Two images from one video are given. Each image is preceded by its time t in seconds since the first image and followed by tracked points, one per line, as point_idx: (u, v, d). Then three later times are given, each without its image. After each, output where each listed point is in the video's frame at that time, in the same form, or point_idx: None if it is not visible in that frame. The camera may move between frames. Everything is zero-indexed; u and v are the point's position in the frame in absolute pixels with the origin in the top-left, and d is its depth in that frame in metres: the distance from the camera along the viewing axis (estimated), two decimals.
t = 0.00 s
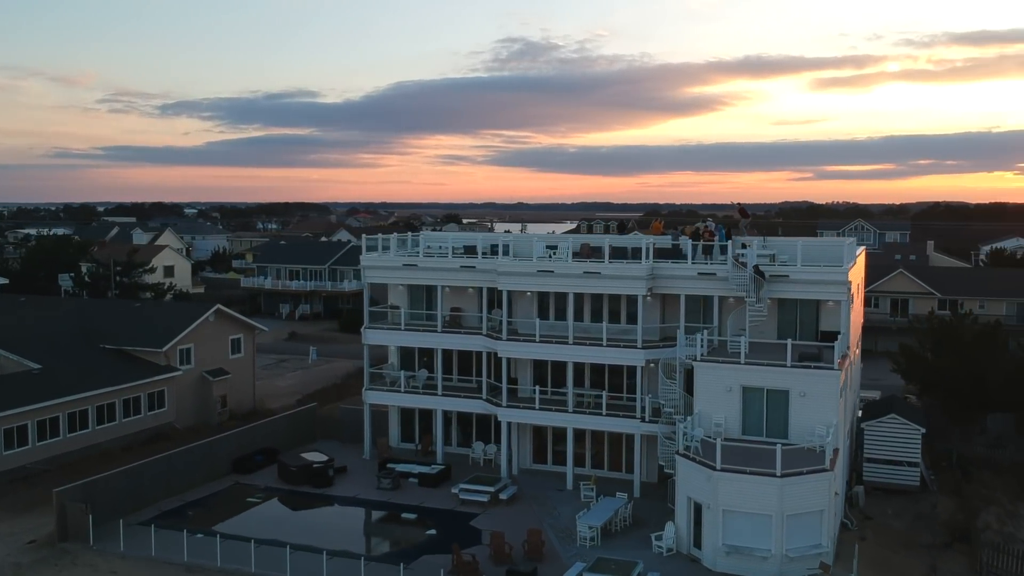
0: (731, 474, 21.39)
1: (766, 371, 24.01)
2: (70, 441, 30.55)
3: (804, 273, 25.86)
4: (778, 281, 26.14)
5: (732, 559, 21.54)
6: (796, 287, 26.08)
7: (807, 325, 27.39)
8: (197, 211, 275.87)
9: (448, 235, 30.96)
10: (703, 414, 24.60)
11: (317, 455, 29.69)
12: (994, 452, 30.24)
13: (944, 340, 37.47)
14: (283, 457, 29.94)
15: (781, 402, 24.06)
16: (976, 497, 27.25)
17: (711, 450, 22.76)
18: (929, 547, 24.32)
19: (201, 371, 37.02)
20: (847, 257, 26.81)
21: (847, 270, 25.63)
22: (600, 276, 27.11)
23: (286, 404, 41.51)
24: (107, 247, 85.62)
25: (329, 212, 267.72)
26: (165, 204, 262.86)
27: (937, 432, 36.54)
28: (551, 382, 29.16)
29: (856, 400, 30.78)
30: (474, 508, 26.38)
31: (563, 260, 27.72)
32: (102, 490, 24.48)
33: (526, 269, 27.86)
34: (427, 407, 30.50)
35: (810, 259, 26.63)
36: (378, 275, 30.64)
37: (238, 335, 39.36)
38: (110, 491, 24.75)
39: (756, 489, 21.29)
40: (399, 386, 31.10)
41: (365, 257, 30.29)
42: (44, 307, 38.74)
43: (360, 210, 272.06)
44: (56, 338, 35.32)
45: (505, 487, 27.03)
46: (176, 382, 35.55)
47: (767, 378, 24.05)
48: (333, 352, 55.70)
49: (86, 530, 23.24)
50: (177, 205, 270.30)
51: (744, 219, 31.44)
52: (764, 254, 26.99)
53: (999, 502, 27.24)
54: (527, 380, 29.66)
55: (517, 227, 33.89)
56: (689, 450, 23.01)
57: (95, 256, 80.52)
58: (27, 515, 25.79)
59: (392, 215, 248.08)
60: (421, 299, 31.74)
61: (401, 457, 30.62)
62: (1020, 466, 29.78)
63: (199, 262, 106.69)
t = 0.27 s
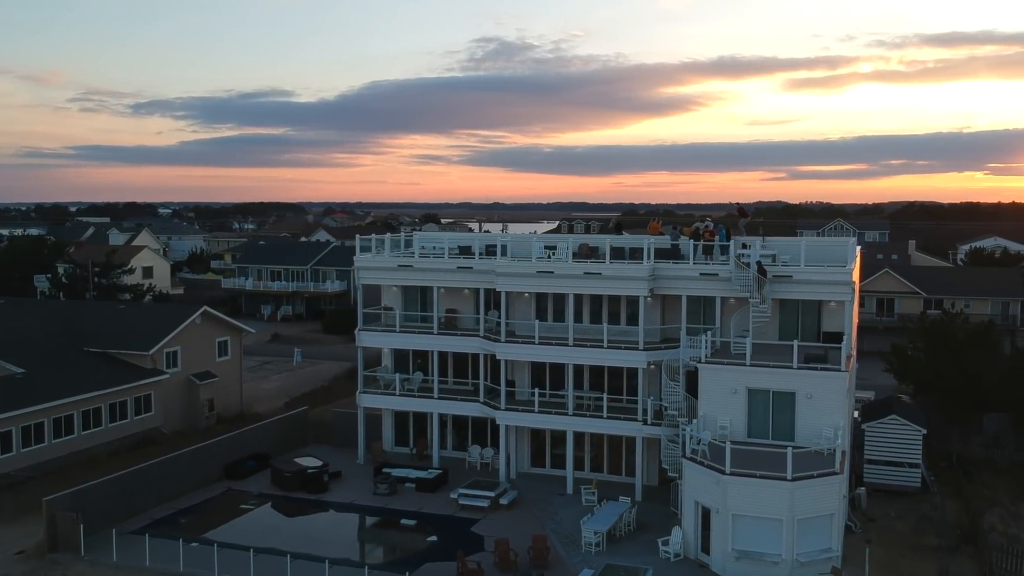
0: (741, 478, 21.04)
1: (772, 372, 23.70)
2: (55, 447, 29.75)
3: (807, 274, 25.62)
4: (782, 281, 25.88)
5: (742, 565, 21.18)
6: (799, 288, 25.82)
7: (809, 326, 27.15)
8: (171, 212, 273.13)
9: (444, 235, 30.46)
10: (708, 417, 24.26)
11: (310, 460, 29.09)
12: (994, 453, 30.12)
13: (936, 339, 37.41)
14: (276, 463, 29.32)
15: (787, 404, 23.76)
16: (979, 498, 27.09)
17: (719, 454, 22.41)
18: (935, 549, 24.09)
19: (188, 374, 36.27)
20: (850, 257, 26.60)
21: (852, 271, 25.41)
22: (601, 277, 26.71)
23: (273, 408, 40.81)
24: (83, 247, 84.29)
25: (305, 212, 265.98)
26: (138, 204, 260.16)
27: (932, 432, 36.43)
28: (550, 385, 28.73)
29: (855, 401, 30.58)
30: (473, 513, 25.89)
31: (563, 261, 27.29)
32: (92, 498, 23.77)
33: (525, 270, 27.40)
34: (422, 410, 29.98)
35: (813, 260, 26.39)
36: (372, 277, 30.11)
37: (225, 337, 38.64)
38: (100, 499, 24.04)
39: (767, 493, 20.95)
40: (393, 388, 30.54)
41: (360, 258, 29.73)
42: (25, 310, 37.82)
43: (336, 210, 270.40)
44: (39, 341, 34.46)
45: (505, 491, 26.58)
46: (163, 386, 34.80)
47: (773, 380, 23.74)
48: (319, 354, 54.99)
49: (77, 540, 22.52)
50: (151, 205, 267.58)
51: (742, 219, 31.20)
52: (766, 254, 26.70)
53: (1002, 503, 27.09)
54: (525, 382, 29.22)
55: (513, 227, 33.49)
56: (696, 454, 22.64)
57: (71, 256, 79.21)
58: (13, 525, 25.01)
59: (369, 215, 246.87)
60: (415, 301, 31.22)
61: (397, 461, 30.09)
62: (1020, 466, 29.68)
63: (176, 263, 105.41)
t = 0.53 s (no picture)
0: (751, 482, 20.72)
1: (778, 374, 23.41)
2: (40, 453, 28.97)
3: (811, 274, 25.32)
4: (785, 282, 25.58)
5: (751, 570, 20.85)
6: (803, 288, 25.52)
7: (810, 329, 26.91)
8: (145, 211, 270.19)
9: (438, 236, 29.96)
10: (713, 419, 23.92)
11: (304, 465, 28.49)
12: (993, 453, 30.02)
13: (928, 340, 37.30)
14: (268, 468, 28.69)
15: (793, 406, 23.47)
16: (981, 500, 26.94)
17: (726, 457, 22.07)
18: (942, 552, 23.85)
19: (174, 378, 35.53)
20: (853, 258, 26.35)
21: (856, 271, 25.14)
22: (602, 278, 26.29)
23: (260, 411, 40.10)
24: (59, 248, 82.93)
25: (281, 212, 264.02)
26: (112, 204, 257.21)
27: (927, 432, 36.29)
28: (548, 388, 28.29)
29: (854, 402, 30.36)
30: (473, 518, 25.41)
31: (563, 261, 26.85)
32: (82, 506, 23.10)
33: (524, 270, 26.94)
34: (418, 414, 29.45)
35: (815, 260, 26.12)
36: (366, 278, 29.52)
37: (212, 340, 37.90)
38: (90, 508, 23.36)
39: (777, 497, 20.64)
40: (388, 392, 29.99)
41: (354, 259, 29.16)
42: (6, 312, 36.92)
43: (313, 210, 268.55)
44: (21, 344, 33.61)
45: (506, 496, 26.13)
46: (149, 390, 34.06)
47: (779, 381, 23.45)
48: (304, 356, 54.23)
49: (67, 551, 21.84)
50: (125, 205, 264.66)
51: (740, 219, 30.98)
52: (768, 253, 26.39)
53: (1004, 504, 26.94)
54: (523, 385, 28.76)
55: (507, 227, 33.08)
56: (703, 457, 22.30)
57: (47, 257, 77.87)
58: None
59: (346, 215, 245.47)
60: (410, 302, 30.68)
61: (392, 465, 29.54)
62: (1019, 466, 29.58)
63: (153, 263, 104.05)
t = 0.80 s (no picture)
0: (762, 486, 20.39)
1: (784, 376, 23.11)
2: (25, 460, 28.20)
3: (815, 275, 25.05)
4: (789, 282, 25.29)
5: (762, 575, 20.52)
6: (806, 289, 25.24)
7: (811, 331, 26.77)
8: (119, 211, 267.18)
9: (433, 236, 29.45)
10: (718, 422, 23.59)
11: (298, 470, 27.90)
12: (992, 454, 29.92)
13: (921, 339, 37.18)
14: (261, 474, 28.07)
15: (800, 408, 23.18)
16: (983, 501, 26.80)
17: (734, 461, 21.74)
18: (949, 555, 23.65)
19: (161, 381, 34.79)
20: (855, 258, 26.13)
21: (860, 271, 24.90)
22: (603, 278, 25.89)
23: (248, 415, 39.40)
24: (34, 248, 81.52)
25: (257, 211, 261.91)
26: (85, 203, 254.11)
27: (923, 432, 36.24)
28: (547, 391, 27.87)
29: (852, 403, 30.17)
30: (474, 524, 24.93)
31: (563, 262, 26.43)
32: (73, 515, 22.42)
33: (524, 271, 26.48)
34: (414, 417, 28.92)
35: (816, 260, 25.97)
36: (361, 278, 29.01)
37: (198, 342, 37.18)
38: (81, 517, 22.68)
39: (788, 501, 20.32)
40: (383, 395, 29.42)
41: (348, 260, 28.59)
42: None
43: (289, 210, 266.61)
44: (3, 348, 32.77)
45: (506, 501, 25.68)
46: (135, 394, 33.32)
47: (785, 383, 23.15)
48: (288, 358, 53.49)
49: (58, 562, 21.16)
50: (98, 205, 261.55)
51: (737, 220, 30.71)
52: (770, 254, 26.13)
53: (1006, 504, 26.81)
54: (521, 388, 28.31)
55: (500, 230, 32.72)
56: (710, 461, 21.95)
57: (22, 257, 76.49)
58: None
59: (323, 214, 243.89)
60: (404, 304, 30.16)
61: (387, 470, 29.02)
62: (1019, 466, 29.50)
63: (130, 263, 102.64)
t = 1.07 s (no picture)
0: (772, 490, 20.08)
1: (790, 378, 22.83)
2: (10, 467, 27.43)
3: (819, 275, 24.76)
4: (792, 283, 25.00)
5: None
6: (808, 290, 24.94)
7: (812, 332, 26.54)
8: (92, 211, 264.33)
9: (428, 236, 28.94)
10: (723, 425, 23.26)
11: (291, 476, 27.32)
12: (990, 454, 29.81)
13: (914, 338, 37.02)
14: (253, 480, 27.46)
15: (805, 410, 22.90)
16: (984, 501, 26.66)
17: (742, 465, 21.42)
18: (954, 557, 23.46)
19: (146, 385, 34.05)
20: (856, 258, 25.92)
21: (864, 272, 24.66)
22: (604, 279, 25.49)
23: (234, 419, 38.68)
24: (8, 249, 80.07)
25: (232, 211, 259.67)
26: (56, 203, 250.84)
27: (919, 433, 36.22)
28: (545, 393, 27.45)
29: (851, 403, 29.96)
30: (473, 530, 24.46)
31: (562, 262, 26.02)
32: (63, 524, 21.75)
33: (523, 272, 26.04)
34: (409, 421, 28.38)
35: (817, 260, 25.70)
36: (354, 280, 28.37)
37: (184, 344, 36.45)
38: (71, 526, 22.01)
39: (799, 505, 20.03)
40: (377, 398, 28.86)
41: (342, 261, 28.03)
42: None
43: (264, 209, 264.49)
44: None
45: (506, 507, 25.24)
46: (121, 399, 32.57)
47: (791, 385, 22.87)
48: (272, 360, 52.74)
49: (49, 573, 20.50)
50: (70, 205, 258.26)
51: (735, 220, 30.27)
52: (771, 254, 25.83)
53: (1007, 505, 26.69)
54: (518, 391, 27.87)
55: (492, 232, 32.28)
56: (717, 464, 21.63)
57: None
58: None
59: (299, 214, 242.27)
60: (397, 305, 29.61)
61: (382, 475, 28.47)
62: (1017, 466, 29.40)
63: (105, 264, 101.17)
